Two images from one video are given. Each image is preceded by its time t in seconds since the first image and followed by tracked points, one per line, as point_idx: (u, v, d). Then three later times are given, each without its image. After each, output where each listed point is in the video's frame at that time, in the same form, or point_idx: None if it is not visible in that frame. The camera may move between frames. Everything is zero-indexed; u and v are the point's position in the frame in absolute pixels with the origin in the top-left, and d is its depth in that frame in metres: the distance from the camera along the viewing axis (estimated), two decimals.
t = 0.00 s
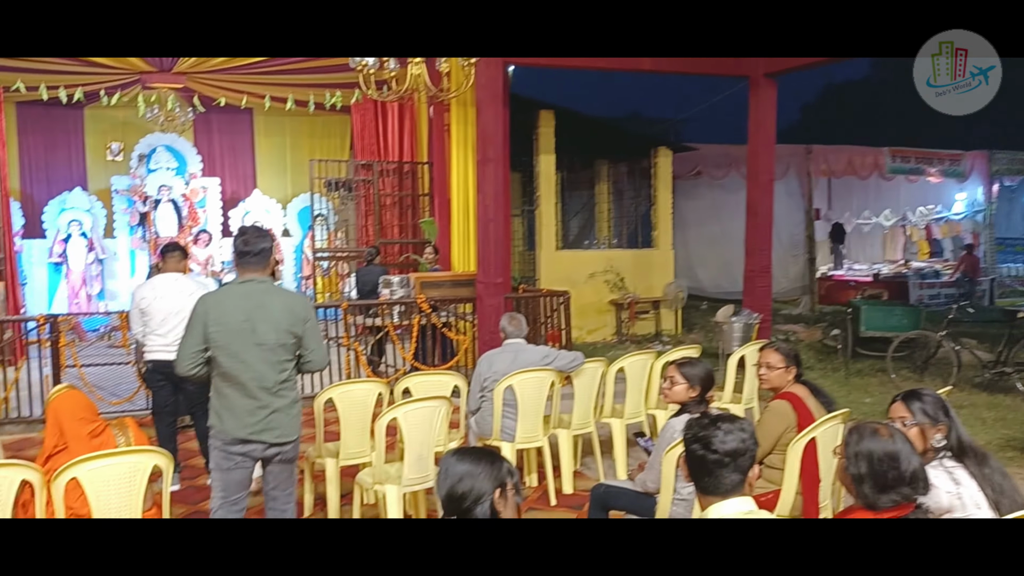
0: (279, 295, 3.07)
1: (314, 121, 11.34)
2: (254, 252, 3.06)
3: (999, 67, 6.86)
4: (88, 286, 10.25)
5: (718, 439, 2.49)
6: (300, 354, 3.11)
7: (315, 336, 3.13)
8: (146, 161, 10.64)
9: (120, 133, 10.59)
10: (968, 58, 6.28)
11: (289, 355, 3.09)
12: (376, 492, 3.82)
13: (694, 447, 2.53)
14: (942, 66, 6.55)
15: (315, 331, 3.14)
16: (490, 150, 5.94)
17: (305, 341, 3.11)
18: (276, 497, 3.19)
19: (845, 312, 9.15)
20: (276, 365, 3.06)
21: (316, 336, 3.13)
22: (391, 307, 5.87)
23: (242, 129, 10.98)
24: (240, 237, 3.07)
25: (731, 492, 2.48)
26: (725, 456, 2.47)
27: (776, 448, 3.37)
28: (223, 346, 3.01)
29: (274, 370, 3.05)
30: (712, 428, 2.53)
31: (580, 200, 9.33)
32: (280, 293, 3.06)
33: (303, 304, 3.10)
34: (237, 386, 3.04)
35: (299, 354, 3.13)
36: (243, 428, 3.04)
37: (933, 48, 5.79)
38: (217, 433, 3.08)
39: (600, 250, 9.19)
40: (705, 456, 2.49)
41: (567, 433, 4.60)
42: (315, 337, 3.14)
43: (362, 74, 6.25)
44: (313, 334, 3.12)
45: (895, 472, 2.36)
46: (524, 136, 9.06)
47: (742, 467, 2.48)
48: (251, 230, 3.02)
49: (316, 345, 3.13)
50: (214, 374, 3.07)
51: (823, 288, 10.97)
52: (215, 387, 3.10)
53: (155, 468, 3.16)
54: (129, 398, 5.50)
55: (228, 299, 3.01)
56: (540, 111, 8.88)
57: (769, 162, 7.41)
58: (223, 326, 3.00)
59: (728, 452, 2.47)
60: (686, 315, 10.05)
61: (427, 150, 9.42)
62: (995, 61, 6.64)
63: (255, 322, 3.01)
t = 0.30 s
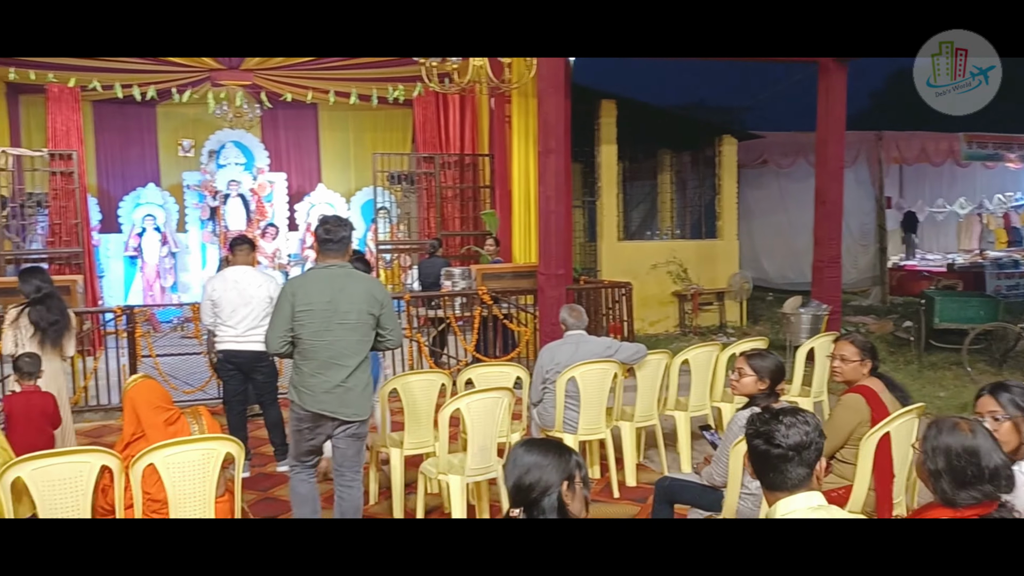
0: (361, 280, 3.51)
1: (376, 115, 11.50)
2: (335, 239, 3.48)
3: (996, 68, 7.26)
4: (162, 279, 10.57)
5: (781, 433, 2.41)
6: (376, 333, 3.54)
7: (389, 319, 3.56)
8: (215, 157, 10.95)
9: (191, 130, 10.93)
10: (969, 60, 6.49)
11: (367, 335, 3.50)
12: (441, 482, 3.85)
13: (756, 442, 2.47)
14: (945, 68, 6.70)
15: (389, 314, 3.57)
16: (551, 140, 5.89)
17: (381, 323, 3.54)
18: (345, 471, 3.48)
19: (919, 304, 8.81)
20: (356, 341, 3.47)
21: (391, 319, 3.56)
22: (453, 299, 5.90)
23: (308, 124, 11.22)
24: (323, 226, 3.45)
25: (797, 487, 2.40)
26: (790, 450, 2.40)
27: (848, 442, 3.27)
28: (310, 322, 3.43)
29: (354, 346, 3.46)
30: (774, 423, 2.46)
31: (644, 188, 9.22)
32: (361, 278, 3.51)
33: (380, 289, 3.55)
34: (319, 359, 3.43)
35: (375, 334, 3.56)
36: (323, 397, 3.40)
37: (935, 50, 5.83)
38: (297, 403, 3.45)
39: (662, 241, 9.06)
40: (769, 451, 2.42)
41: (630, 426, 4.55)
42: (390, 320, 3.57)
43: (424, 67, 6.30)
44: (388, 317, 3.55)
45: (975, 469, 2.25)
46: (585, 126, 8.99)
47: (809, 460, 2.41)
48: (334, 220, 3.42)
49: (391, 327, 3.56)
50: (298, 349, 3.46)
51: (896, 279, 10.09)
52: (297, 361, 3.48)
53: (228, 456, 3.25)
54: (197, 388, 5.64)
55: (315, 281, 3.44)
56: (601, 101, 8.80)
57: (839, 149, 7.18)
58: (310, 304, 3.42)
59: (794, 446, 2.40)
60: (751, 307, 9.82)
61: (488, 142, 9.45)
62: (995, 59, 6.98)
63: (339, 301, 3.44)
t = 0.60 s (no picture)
0: (411, 271, 3.54)
1: (431, 106, 11.57)
2: (389, 234, 3.54)
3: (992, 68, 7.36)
4: (223, 270, 10.82)
5: (834, 427, 2.34)
6: (428, 323, 3.57)
7: (441, 308, 3.58)
8: (274, 149, 11.16)
9: (251, 122, 11.18)
10: (970, 60, 6.59)
11: (419, 324, 3.54)
12: (498, 471, 3.86)
13: (810, 439, 2.40)
14: (945, 68, 6.73)
15: (441, 303, 3.58)
16: (607, 129, 5.81)
17: (432, 312, 3.56)
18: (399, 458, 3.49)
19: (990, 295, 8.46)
20: (407, 331, 3.51)
21: (442, 307, 3.58)
22: (508, 289, 5.89)
23: (364, 117, 11.35)
24: (376, 223, 3.53)
25: (857, 480, 2.31)
26: (844, 442, 2.32)
27: (917, 436, 3.16)
28: (363, 314, 3.49)
29: (405, 336, 3.50)
30: (823, 417, 2.39)
31: (700, 177, 9.03)
32: (410, 269, 3.54)
33: (430, 280, 3.57)
34: (373, 349, 3.50)
35: (427, 324, 3.59)
36: (378, 386, 3.47)
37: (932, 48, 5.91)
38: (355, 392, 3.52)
39: (720, 231, 8.89)
40: (823, 445, 2.35)
41: (688, 418, 4.49)
42: (441, 309, 3.58)
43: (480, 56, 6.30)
44: (439, 306, 3.57)
45: None
46: (642, 115, 8.88)
47: (865, 451, 2.32)
48: (387, 217, 3.50)
49: (443, 315, 3.58)
50: (354, 340, 3.54)
51: (962, 268, 9.60)
52: (354, 353, 3.56)
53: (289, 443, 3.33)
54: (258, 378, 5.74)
55: (366, 273, 3.50)
56: (657, 89, 8.68)
57: (905, 134, 6.94)
58: (362, 296, 3.49)
59: (848, 438, 2.32)
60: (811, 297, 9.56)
61: (543, 132, 9.41)
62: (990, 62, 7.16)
63: (390, 292, 3.48)
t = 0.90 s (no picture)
0: (454, 251, 3.58)
1: (487, 94, 11.63)
2: (435, 218, 3.61)
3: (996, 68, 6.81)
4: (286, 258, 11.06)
5: (902, 416, 2.27)
6: (475, 301, 3.61)
7: (485, 287, 3.61)
8: (334, 139, 11.35)
9: (311, 111, 11.37)
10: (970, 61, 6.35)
11: (464, 303, 3.60)
12: (558, 458, 3.85)
13: (878, 428, 2.33)
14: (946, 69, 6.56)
15: (485, 282, 3.61)
16: (666, 114, 5.71)
17: (477, 291, 3.60)
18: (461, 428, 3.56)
19: None
20: (454, 310, 3.57)
21: (486, 286, 3.61)
22: (566, 277, 5.87)
23: (421, 105, 11.53)
24: (422, 209, 3.61)
25: (927, 468, 2.23)
26: (914, 431, 2.25)
27: (992, 427, 3.04)
28: (411, 297, 3.59)
29: (453, 315, 3.57)
30: (892, 406, 2.32)
31: (761, 163, 8.82)
32: (454, 250, 3.58)
33: (474, 259, 3.60)
34: (423, 330, 3.59)
35: (474, 303, 3.64)
36: (430, 364, 3.57)
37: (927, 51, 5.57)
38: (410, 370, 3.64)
39: (783, 217, 8.71)
40: (891, 434, 2.28)
41: (750, 407, 4.41)
42: (486, 287, 3.61)
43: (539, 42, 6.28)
44: (483, 284, 3.60)
45: None
46: (702, 99, 8.74)
47: (935, 440, 2.24)
48: (432, 201, 3.57)
49: (487, 294, 3.61)
50: (406, 322, 3.64)
51: None
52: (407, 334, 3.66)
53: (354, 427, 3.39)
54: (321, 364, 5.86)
55: (412, 257, 3.58)
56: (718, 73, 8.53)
57: (978, 115, 6.66)
58: (410, 280, 3.58)
59: (918, 426, 2.25)
60: (877, 285, 9.27)
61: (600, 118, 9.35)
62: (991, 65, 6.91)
63: (435, 274, 3.55)
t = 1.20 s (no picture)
0: (510, 236, 3.61)
1: (546, 83, 11.66)
2: (494, 205, 3.62)
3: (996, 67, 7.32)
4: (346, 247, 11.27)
5: (987, 410, 2.19)
6: (530, 286, 3.64)
7: (540, 270, 3.64)
8: (393, 129, 11.55)
9: (371, 103, 11.60)
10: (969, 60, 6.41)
11: (520, 287, 3.63)
12: (619, 448, 3.85)
13: (960, 423, 2.26)
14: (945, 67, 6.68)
15: (540, 266, 3.64)
16: (729, 101, 5.62)
17: (532, 275, 3.63)
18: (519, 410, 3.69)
19: None
20: (511, 295, 3.60)
21: (541, 270, 3.64)
22: (625, 267, 5.79)
23: (479, 95, 11.57)
24: (481, 196, 3.63)
25: (1014, 463, 2.16)
26: (1000, 425, 2.17)
27: None
28: (469, 282, 3.62)
29: (510, 300, 3.60)
30: (976, 400, 2.24)
31: (826, 151, 8.60)
32: (510, 235, 3.61)
33: (529, 244, 3.63)
34: (481, 314, 3.62)
35: (528, 287, 3.66)
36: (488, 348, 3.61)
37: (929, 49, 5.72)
38: (467, 354, 3.67)
39: (848, 207, 8.51)
40: (975, 429, 2.21)
41: (816, 400, 4.33)
42: (540, 271, 3.65)
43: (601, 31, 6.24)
44: (538, 268, 3.63)
45: None
46: (766, 87, 8.58)
47: (1021, 435, 2.16)
48: (491, 189, 3.58)
49: (542, 278, 3.64)
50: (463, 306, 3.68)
51: None
52: (464, 317, 3.70)
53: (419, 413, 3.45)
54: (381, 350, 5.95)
55: (470, 242, 3.60)
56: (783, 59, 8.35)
57: None
58: (468, 264, 3.60)
59: (1003, 421, 2.17)
60: (946, 278, 8.96)
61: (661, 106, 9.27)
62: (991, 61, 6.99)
63: (493, 259, 3.58)
